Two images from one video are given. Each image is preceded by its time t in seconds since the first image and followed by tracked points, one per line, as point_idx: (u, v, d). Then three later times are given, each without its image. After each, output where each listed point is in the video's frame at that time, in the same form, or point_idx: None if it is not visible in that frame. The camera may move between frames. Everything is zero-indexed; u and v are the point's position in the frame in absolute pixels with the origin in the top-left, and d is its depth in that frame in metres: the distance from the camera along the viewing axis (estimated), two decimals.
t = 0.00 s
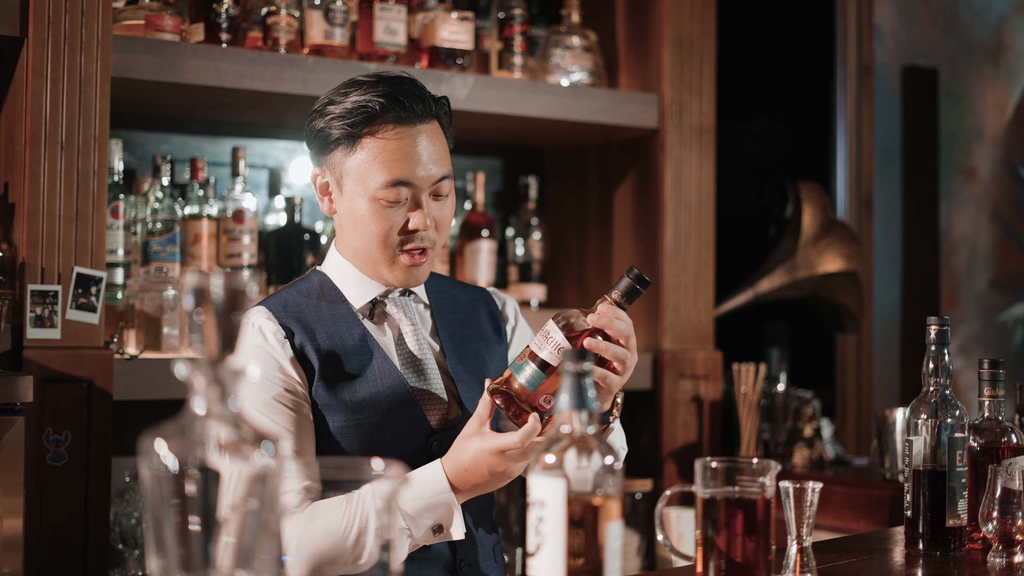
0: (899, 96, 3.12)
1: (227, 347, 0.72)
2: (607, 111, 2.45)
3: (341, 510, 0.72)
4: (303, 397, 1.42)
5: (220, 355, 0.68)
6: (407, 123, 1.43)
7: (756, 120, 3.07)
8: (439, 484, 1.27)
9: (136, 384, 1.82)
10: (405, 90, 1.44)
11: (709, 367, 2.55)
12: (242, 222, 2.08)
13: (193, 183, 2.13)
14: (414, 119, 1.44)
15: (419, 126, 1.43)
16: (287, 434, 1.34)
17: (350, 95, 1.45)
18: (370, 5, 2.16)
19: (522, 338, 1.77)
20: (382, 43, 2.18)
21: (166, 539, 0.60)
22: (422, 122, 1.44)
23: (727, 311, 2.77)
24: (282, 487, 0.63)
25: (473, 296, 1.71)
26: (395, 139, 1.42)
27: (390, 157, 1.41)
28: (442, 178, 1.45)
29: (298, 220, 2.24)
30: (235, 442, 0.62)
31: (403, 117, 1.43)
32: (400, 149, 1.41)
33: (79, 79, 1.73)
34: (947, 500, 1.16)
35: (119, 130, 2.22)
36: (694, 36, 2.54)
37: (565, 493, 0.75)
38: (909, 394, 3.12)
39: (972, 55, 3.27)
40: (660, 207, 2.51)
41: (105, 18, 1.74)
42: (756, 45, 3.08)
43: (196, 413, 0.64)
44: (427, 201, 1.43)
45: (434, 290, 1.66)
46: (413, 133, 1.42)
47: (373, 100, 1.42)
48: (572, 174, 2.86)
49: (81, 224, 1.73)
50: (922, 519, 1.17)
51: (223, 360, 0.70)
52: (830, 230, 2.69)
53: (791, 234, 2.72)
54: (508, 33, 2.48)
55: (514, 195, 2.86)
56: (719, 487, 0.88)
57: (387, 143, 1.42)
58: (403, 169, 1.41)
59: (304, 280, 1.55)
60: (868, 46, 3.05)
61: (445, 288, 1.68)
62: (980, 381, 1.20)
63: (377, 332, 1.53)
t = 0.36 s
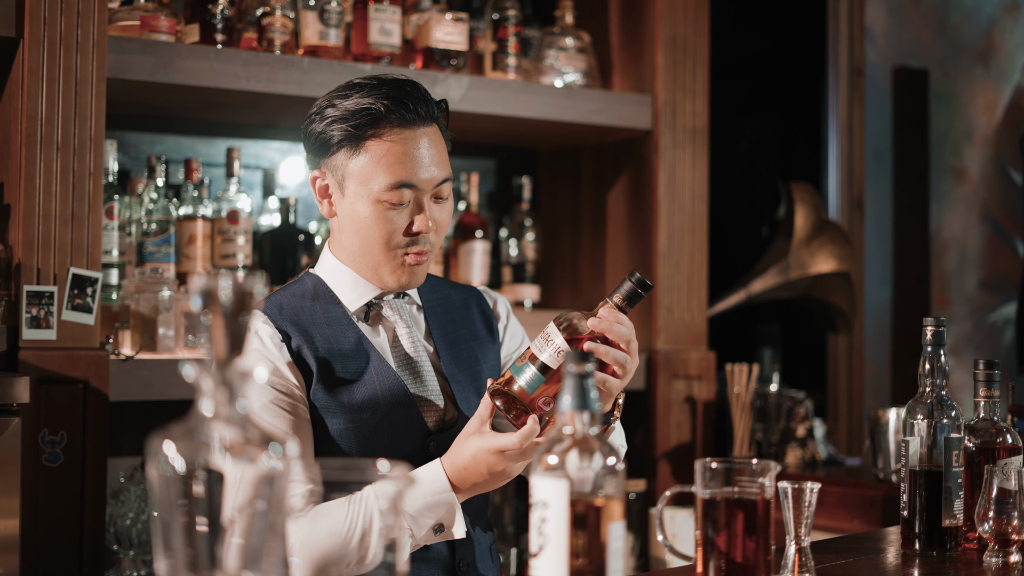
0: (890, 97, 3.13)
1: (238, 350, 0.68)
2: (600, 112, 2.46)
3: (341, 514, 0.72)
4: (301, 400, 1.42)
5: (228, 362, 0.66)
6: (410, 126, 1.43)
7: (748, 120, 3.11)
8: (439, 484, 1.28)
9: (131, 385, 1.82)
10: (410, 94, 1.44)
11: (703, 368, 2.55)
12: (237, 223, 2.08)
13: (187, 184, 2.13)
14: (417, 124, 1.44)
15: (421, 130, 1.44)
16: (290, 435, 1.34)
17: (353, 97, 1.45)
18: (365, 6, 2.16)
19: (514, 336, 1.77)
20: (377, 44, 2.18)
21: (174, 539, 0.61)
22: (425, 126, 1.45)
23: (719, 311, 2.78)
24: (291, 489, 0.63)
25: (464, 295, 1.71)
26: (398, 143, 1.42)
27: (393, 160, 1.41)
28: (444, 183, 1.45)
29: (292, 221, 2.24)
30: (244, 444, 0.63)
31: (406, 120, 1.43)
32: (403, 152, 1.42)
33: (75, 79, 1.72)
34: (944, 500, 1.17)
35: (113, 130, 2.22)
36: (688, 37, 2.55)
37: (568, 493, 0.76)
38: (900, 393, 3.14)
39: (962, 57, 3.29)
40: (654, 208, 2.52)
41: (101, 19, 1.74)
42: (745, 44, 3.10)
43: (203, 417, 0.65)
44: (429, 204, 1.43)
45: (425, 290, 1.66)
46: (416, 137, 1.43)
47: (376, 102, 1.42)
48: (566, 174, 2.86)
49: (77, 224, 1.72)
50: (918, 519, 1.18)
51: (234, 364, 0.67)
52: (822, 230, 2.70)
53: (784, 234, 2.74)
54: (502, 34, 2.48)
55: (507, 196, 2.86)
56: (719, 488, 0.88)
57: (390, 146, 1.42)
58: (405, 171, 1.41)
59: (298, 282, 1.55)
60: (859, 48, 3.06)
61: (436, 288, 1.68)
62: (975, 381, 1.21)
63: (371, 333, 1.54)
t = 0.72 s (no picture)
0: (883, 98, 3.15)
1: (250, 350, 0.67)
2: (596, 113, 2.46)
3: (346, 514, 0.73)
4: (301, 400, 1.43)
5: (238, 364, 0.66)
6: (392, 113, 1.47)
7: (743, 120, 3.07)
8: (439, 491, 1.26)
9: (129, 386, 1.82)
10: (392, 83, 1.48)
11: (698, 368, 2.56)
12: (233, 224, 2.07)
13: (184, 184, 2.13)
14: (398, 111, 1.47)
15: (403, 117, 1.47)
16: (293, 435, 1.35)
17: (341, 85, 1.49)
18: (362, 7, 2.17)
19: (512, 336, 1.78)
20: (374, 45, 2.19)
21: (184, 538, 0.61)
22: (408, 114, 1.48)
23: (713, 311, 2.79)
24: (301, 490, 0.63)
25: (463, 297, 1.72)
26: (378, 127, 1.45)
27: (371, 143, 1.45)
28: (423, 169, 1.46)
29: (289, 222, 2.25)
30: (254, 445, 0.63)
31: (387, 107, 1.47)
32: (380, 137, 1.45)
33: (73, 80, 1.72)
34: (942, 500, 1.18)
35: (109, 131, 2.21)
36: (683, 38, 2.56)
37: (573, 494, 0.77)
38: (893, 394, 3.16)
39: (954, 58, 3.31)
40: (649, 209, 2.53)
41: (99, 20, 1.74)
42: (736, 44, 3.06)
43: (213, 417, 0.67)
44: (404, 189, 1.45)
45: (425, 291, 1.66)
46: (396, 125, 1.46)
47: (359, 88, 1.47)
48: (561, 174, 2.87)
49: (75, 226, 1.72)
50: (917, 518, 1.19)
51: (244, 365, 0.67)
52: (816, 231, 2.71)
53: (778, 235, 2.75)
54: (498, 35, 2.49)
55: (503, 196, 2.87)
56: (722, 488, 0.89)
57: (369, 130, 1.45)
58: (381, 155, 1.44)
59: (299, 280, 1.55)
60: (852, 49, 3.08)
61: (436, 289, 1.69)
62: (972, 382, 1.22)
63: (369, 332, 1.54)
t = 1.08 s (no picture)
0: (875, 98, 3.16)
1: (259, 348, 0.68)
2: (591, 112, 2.47)
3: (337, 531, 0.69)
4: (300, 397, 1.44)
5: (248, 361, 0.67)
6: (388, 107, 1.47)
7: (736, 120, 3.07)
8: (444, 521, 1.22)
9: (126, 385, 1.82)
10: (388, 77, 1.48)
11: (693, 367, 2.57)
12: (230, 222, 2.08)
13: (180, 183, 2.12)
14: (393, 105, 1.47)
15: (398, 111, 1.47)
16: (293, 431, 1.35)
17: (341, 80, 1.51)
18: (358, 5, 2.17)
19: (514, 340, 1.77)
20: (370, 44, 2.19)
21: (193, 537, 0.61)
22: (403, 108, 1.48)
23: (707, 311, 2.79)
24: (309, 489, 0.63)
25: (468, 299, 1.72)
26: (371, 121, 1.46)
27: (364, 137, 1.46)
28: (415, 162, 1.47)
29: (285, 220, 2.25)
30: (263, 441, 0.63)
31: (382, 102, 1.47)
32: (373, 130, 1.46)
33: (70, 79, 1.72)
34: (940, 498, 1.19)
35: (104, 129, 2.21)
36: (678, 38, 2.56)
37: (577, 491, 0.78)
38: (885, 392, 3.17)
39: (946, 57, 3.32)
40: (644, 208, 2.53)
41: (96, 19, 1.73)
42: (729, 43, 3.05)
43: (220, 415, 0.66)
44: (396, 182, 1.46)
45: (429, 292, 1.67)
46: (390, 118, 1.47)
47: (355, 83, 1.48)
48: (556, 173, 2.87)
49: (72, 224, 1.72)
50: (914, 516, 1.20)
51: (254, 362, 0.68)
52: (810, 231, 2.72)
53: (772, 234, 2.76)
54: (494, 34, 2.49)
55: (497, 195, 2.87)
56: (723, 486, 0.90)
57: (362, 123, 1.46)
58: (373, 148, 1.45)
59: (303, 276, 1.56)
60: (845, 48, 3.10)
61: (440, 290, 1.69)
62: (969, 380, 1.24)
63: (371, 330, 1.54)
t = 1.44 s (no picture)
0: (870, 96, 3.17)
1: (270, 345, 0.69)
2: (589, 110, 2.47)
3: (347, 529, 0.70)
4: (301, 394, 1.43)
5: (259, 357, 0.68)
6: (391, 103, 1.48)
7: (732, 118, 3.06)
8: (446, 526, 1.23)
9: (124, 382, 1.82)
10: (392, 73, 1.48)
11: (690, 364, 2.57)
12: (227, 220, 2.08)
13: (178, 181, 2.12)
14: (397, 101, 1.48)
15: (402, 107, 1.48)
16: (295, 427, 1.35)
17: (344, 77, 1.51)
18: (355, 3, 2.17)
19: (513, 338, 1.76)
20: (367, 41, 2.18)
21: (204, 533, 0.62)
22: (407, 105, 1.48)
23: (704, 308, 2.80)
24: (319, 485, 0.63)
25: (470, 297, 1.72)
26: (375, 116, 1.46)
27: (368, 133, 1.46)
28: (419, 158, 1.47)
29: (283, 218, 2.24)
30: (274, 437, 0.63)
31: (386, 98, 1.47)
32: (376, 126, 1.46)
33: (69, 76, 1.72)
34: (940, 495, 1.20)
35: (101, 126, 2.20)
36: (675, 36, 2.56)
37: (583, 488, 0.79)
38: (880, 390, 3.18)
39: (941, 56, 3.33)
40: (641, 206, 2.54)
41: (94, 15, 1.73)
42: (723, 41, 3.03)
43: (232, 410, 0.67)
44: (399, 178, 1.46)
45: (432, 290, 1.67)
46: (393, 114, 1.47)
47: (358, 79, 1.48)
48: (552, 171, 2.87)
49: (71, 222, 1.72)
50: (915, 513, 1.20)
51: (265, 357, 0.69)
52: (806, 229, 2.73)
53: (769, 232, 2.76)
54: (491, 32, 2.49)
55: (494, 193, 2.86)
56: (727, 482, 0.90)
57: (366, 119, 1.47)
58: (376, 144, 1.45)
59: (305, 273, 1.56)
60: (841, 46, 3.11)
61: (443, 288, 1.69)
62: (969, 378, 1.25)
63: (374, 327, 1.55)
